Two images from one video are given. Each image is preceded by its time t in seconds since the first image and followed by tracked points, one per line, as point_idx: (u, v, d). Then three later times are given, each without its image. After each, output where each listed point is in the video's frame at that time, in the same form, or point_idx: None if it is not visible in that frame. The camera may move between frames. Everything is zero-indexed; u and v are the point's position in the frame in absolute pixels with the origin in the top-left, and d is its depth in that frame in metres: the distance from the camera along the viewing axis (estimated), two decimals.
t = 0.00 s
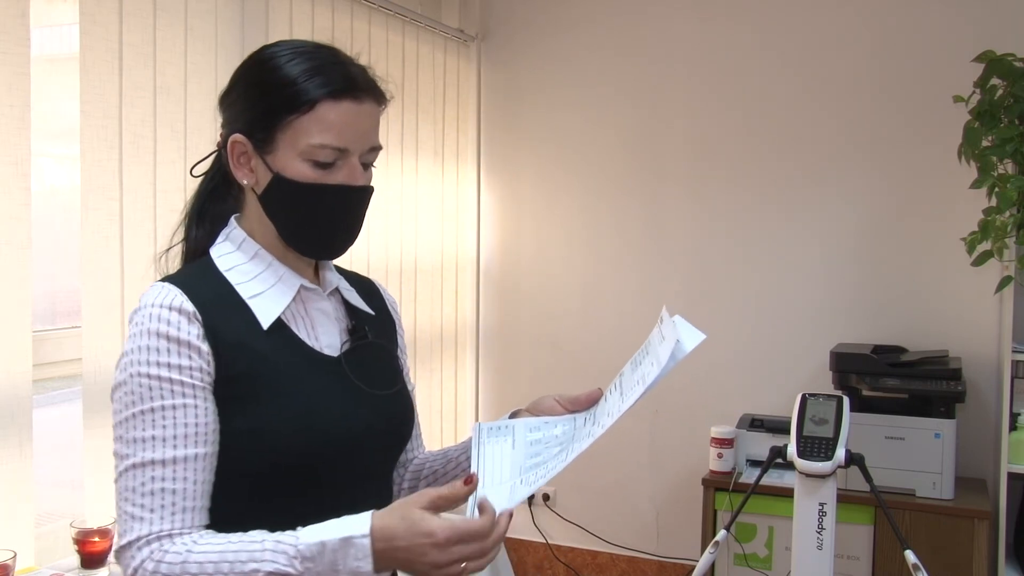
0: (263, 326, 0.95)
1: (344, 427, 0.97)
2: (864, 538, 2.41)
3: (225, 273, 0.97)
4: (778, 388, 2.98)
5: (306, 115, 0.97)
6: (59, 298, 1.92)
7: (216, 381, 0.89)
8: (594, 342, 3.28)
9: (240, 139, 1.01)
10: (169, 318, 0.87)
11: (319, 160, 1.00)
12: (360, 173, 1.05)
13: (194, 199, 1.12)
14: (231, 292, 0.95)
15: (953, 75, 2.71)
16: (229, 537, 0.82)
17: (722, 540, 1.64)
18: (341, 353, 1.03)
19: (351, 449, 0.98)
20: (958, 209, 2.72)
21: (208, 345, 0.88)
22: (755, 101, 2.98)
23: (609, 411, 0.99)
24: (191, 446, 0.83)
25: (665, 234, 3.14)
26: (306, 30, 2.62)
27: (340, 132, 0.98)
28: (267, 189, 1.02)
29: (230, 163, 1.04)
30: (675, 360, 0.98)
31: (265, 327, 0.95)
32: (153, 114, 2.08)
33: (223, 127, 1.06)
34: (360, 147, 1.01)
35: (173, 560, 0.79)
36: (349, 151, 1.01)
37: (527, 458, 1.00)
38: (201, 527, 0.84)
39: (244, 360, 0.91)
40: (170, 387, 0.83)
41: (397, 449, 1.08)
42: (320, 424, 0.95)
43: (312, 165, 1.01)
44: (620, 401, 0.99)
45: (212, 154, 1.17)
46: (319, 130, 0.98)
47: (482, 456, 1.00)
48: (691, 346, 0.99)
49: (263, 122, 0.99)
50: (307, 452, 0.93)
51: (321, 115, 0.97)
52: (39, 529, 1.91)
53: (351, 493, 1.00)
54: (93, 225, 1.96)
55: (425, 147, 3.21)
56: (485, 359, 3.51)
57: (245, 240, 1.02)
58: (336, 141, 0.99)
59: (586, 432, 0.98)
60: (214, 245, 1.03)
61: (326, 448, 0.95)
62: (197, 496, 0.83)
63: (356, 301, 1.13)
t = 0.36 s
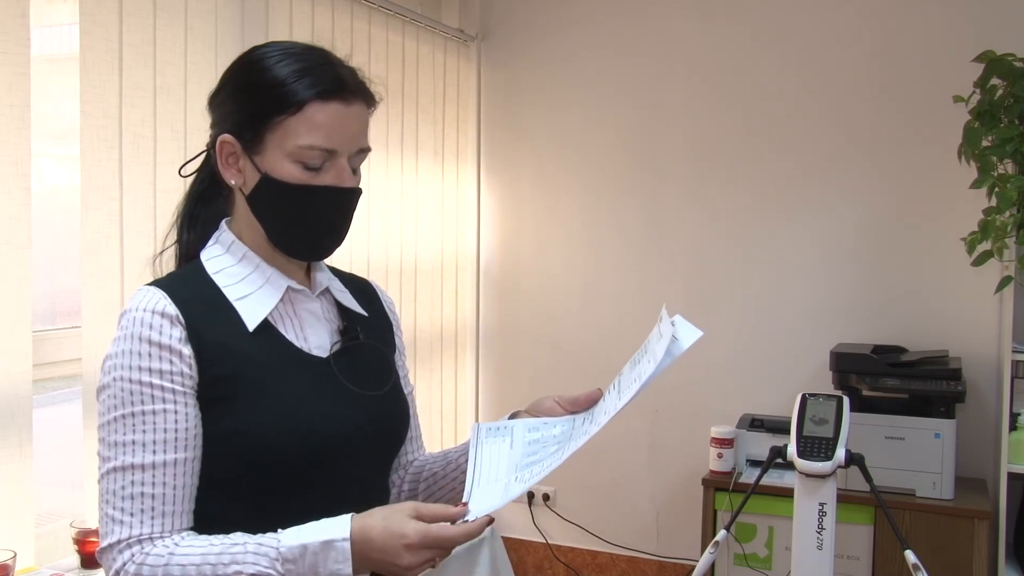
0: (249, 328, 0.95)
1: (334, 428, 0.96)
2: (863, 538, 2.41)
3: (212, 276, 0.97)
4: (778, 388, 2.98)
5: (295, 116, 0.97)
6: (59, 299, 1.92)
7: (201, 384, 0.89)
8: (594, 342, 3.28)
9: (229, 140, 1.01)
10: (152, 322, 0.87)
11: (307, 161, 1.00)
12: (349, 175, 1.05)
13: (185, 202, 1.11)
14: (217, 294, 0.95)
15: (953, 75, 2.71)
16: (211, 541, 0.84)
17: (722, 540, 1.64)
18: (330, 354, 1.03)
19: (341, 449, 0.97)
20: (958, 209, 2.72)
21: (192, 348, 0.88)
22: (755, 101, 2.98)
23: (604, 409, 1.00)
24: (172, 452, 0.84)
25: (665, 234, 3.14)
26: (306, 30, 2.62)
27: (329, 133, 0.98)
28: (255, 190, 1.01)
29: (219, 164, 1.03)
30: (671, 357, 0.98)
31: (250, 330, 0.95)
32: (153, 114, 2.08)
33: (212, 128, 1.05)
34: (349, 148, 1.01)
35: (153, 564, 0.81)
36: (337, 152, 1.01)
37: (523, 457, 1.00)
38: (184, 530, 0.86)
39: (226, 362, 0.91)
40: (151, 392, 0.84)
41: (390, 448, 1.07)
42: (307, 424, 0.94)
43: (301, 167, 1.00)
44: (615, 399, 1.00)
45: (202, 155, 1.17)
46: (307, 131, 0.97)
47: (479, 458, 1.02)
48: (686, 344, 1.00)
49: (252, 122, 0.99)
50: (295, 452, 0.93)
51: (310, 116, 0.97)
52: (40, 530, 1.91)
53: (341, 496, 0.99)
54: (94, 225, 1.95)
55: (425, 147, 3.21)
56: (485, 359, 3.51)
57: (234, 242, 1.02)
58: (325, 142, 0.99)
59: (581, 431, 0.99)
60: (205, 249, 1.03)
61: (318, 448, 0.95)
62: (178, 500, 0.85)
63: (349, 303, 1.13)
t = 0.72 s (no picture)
0: (253, 329, 0.94)
1: (335, 428, 0.96)
2: (864, 539, 2.40)
3: (215, 277, 0.97)
4: (778, 388, 2.98)
5: (295, 111, 0.97)
6: (59, 298, 1.92)
7: (204, 385, 0.89)
8: (594, 342, 3.28)
9: (229, 138, 1.01)
10: (154, 323, 0.87)
11: (307, 157, 1.00)
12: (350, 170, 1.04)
13: (186, 202, 1.11)
14: (220, 295, 0.95)
15: (953, 75, 2.71)
16: (214, 544, 0.84)
17: (722, 540, 1.64)
18: (333, 355, 1.02)
19: (343, 449, 0.97)
20: (958, 209, 2.72)
21: (195, 350, 0.88)
22: (755, 101, 2.98)
23: (601, 404, 1.00)
24: (176, 455, 0.84)
25: (665, 234, 3.14)
26: (306, 30, 2.62)
27: (328, 129, 0.98)
28: (255, 188, 1.01)
29: (219, 162, 1.04)
30: (664, 348, 0.99)
31: (254, 331, 0.94)
32: (153, 114, 2.08)
33: (212, 127, 1.05)
34: (348, 144, 1.01)
35: (157, 567, 0.81)
36: (337, 148, 1.00)
37: (522, 457, 1.00)
38: (188, 532, 0.86)
39: (227, 363, 0.90)
40: (154, 395, 0.84)
41: (393, 448, 1.07)
42: (308, 424, 0.94)
43: (301, 162, 1.00)
44: (612, 393, 1.00)
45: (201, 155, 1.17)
46: (307, 126, 0.97)
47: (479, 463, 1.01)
48: (678, 335, 1.00)
49: (251, 119, 0.99)
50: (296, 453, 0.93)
51: (309, 112, 0.97)
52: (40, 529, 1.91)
53: (344, 496, 0.99)
54: (94, 225, 1.95)
55: (425, 147, 3.21)
56: (485, 359, 3.51)
57: (236, 243, 1.02)
58: (325, 137, 0.98)
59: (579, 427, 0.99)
60: (208, 249, 1.03)
61: (319, 448, 0.94)
62: (183, 502, 0.85)
63: (350, 303, 1.12)
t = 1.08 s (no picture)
0: (257, 331, 0.94)
1: (337, 432, 0.95)
2: (864, 538, 2.40)
3: (222, 277, 0.97)
4: (778, 388, 2.98)
5: (272, 92, 0.97)
6: (59, 298, 1.92)
7: (206, 388, 0.89)
8: (594, 342, 3.28)
9: (219, 130, 1.03)
10: (158, 323, 0.87)
11: (286, 138, 1.00)
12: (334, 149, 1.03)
13: (204, 206, 1.13)
14: (227, 295, 0.95)
15: (953, 75, 2.71)
16: (208, 546, 0.84)
17: (722, 540, 1.64)
18: (337, 359, 1.01)
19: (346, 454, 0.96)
20: (958, 209, 2.72)
21: (196, 351, 0.88)
22: (755, 101, 2.98)
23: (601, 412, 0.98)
24: (174, 456, 0.84)
25: (665, 234, 3.14)
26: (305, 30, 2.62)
27: (302, 107, 0.98)
28: (242, 177, 1.03)
29: (215, 156, 1.06)
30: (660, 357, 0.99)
31: (259, 332, 0.94)
32: (153, 114, 2.08)
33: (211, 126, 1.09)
34: (328, 121, 1.00)
35: (150, 567, 0.81)
36: (315, 126, 0.99)
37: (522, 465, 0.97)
38: (185, 533, 0.86)
39: (229, 365, 0.90)
40: (155, 396, 0.84)
41: (399, 453, 1.06)
42: (312, 428, 0.93)
43: (282, 144, 1.00)
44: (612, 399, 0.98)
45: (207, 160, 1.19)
46: (284, 105, 0.97)
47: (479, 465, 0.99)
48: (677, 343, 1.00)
49: (236, 108, 1.01)
50: (297, 456, 0.92)
51: (283, 90, 0.97)
52: (40, 529, 1.91)
53: (348, 499, 0.98)
54: (94, 225, 1.95)
55: (425, 146, 3.21)
56: (485, 359, 3.51)
57: (243, 241, 1.02)
58: (301, 116, 0.98)
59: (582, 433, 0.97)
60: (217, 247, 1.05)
61: (321, 450, 0.94)
62: (180, 503, 0.85)
63: (358, 305, 1.11)
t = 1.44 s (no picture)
0: (252, 329, 0.94)
1: (333, 436, 0.95)
2: (864, 539, 2.40)
3: (227, 276, 0.98)
4: (778, 388, 2.98)
5: (244, 92, 1.00)
6: (59, 298, 1.92)
7: (201, 385, 0.89)
8: (594, 342, 3.28)
9: (211, 138, 1.07)
10: (156, 318, 0.88)
11: (259, 136, 1.02)
12: (310, 143, 1.03)
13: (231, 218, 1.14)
14: (227, 294, 0.96)
15: (953, 75, 2.71)
16: (189, 541, 0.84)
17: (722, 540, 1.64)
18: (337, 361, 1.01)
19: (342, 459, 0.96)
20: (958, 209, 2.72)
21: (191, 348, 0.88)
22: (755, 101, 2.98)
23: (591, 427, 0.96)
24: (163, 450, 0.85)
25: (665, 234, 3.14)
26: (305, 30, 2.62)
27: (269, 103, 0.99)
28: (231, 181, 1.06)
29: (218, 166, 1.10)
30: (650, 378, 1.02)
31: (254, 331, 0.94)
32: (153, 114, 2.08)
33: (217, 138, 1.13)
34: (298, 115, 1.00)
35: (131, 559, 0.82)
36: (285, 120, 1.00)
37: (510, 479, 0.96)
38: (171, 527, 0.86)
39: (224, 365, 0.90)
40: (147, 389, 0.85)
41: (403, 457, 1.05)
42: (307, 429, 0.93)
43: (257, 143, 1.02)
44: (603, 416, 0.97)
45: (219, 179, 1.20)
46: (254, 104, 0.99)
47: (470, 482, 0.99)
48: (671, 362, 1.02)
49: (220, 115, 1.04)
50: (289, 457, 0.92)
51: (252, 89, 0.99)
52: (40, 529, 1.91)
53: (344, 502, 0.98)
54: (94, 225, 1.96)
55: (425, 146, 3.21)
56: (485, 358, 3.51)
57: (248, 244, 1.03)
58: (270, 112, 0.99)
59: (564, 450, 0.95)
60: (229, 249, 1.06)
61: (316, 454, 0.93)
62: (166, 497, 0.85)
63: (368, 309, 1.10)
